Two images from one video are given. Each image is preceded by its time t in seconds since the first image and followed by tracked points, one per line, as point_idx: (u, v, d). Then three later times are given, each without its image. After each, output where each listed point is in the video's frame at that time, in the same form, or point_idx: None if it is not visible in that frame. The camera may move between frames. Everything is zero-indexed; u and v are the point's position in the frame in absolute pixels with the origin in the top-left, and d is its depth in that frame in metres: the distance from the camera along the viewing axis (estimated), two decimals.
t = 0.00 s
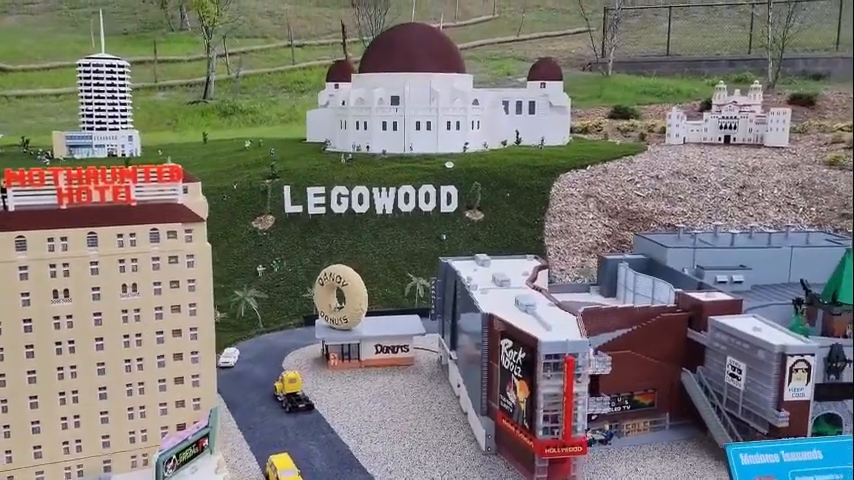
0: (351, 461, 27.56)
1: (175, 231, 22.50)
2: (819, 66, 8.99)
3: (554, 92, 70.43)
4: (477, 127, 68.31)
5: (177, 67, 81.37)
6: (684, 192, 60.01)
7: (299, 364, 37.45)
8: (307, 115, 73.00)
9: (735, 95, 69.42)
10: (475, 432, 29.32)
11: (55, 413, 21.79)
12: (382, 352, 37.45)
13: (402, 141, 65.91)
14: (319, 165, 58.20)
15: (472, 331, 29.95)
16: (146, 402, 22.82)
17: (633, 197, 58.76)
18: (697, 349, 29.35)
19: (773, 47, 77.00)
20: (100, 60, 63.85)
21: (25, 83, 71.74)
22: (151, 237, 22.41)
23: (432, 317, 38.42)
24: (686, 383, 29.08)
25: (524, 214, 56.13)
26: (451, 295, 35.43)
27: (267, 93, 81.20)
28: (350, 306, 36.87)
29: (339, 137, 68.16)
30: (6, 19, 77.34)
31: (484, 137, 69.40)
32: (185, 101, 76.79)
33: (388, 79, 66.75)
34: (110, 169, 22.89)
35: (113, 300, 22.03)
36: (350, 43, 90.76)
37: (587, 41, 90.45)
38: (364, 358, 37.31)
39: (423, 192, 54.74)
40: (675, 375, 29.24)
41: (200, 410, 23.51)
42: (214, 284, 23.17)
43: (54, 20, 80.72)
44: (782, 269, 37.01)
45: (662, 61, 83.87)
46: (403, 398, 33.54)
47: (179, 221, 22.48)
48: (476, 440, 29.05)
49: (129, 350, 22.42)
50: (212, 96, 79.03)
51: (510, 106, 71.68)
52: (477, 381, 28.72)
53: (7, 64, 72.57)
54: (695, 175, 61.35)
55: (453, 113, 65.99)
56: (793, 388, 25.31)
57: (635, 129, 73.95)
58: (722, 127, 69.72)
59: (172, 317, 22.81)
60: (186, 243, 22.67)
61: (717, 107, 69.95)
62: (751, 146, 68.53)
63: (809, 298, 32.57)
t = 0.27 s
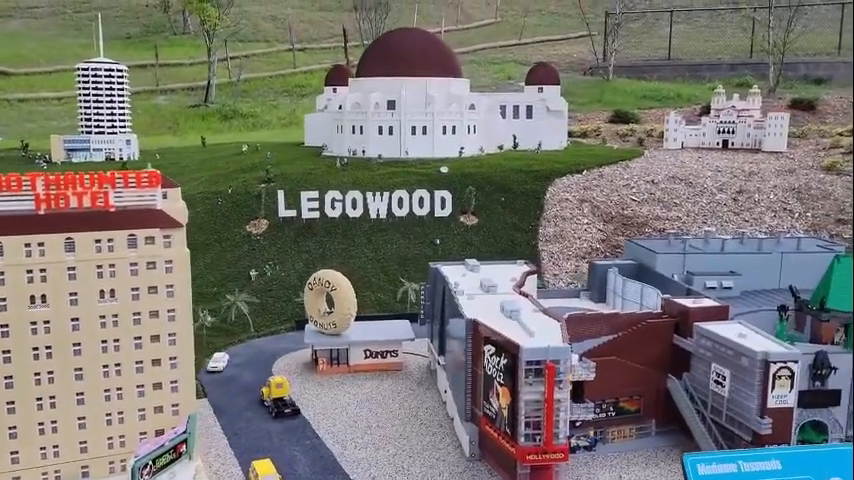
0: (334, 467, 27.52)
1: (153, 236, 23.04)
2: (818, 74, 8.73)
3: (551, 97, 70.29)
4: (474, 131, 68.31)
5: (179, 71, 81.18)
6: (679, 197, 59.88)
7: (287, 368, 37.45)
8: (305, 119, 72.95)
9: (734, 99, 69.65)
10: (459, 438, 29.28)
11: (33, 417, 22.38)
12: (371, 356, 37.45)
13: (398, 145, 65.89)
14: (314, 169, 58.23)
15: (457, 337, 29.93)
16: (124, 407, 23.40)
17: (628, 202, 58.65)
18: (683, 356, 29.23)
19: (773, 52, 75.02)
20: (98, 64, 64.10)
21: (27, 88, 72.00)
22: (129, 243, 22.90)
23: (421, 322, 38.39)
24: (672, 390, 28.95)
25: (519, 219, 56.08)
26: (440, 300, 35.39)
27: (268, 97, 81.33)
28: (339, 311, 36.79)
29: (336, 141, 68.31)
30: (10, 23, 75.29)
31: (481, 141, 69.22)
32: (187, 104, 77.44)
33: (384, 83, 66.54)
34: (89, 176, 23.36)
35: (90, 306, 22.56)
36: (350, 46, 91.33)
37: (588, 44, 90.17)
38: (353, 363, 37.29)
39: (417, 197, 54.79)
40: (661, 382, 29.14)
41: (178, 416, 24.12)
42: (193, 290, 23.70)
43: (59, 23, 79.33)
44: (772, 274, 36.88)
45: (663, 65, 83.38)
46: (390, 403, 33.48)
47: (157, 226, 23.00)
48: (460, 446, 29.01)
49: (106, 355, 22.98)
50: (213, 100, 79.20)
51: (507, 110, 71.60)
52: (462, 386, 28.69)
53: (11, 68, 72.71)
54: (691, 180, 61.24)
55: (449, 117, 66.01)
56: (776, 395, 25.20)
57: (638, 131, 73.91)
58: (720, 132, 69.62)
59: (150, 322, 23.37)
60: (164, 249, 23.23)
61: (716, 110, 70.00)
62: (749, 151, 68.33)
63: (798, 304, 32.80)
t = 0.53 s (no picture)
0: (314, 473, 27.54)
1: (128, 242, 23.67)
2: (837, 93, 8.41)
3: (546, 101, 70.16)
4: (468, 136, 68.38)
5: (179, 74, 79.52)
6: (672, 202, 59.78)
7: (274, 374, 37.48)
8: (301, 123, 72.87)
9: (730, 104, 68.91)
10: (441, 444, 29.29)
11: (8, 422, 22.90)
12: (357, 361, 37.45)
13: (391, 150, 65.96)
14: (307, 174, 58.18)
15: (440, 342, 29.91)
16: (99, 412, 23.92)
17: (621, 208, 58.50)
18: (665, 362, 29.21)
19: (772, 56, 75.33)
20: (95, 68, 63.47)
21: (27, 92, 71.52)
22: (104, 248, 23.51)
23: (408, 327, 38.42)
24: (654, 396, 28.93)
25: (511, 224, 56.05)
26: (425, 305, 35.39)
27: (268, 101, 81.54)
28: (325, 317, 36.84)
29: (329, 145, 68.43)
30: (10, 27, 68.40)
31: (475, 147, 69.23)
32: (186, 109, 77.14)
33: (378, 88, 66.73)
34: (64, 182, 24.00)
35: (65, 311, 23.18)
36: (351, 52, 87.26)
37: (588, 50, 87.20)
38: (339, 368, 37.30)
39: (409, 202, 54.79)
40: (642, 388, 29.09)
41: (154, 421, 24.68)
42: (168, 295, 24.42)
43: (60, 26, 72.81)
44: (759, 280, 36.90)
45: (662, 70, 82.82)
46: (375, 409, 33.46)
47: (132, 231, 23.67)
48: (441, 451, 29.04)
49: (82, 360, 23.58)
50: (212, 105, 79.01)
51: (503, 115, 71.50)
52: (443, 392, 28.68)
53: (11, 71, 68.83)
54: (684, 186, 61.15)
55: (443, 122, 66.17)
56: (755, 402, 25.09)
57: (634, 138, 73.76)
58: (716, 137, 69.54)
59: (125, 328, 24.01)
60: (140, 254, 23.89)
61: (711, 116, 69.91)
62: (744, 156, 68.09)
63: (783, 310, 32.78)
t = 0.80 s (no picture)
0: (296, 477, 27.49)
1: (106, 247, 24.08)
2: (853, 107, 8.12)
3: (540, 106, 70.12)
4: (461, 140, 68.48)
5: (178, 78, 78.32)
6: (665, 206, 59.76)
7: (261, 378, 37.47)
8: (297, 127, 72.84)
9: (725, 109, 68.56)
10: (423, 448, 29.27)
11: None
12: (344, 366, 37.46)
13: (384, 154, 66.01)
14: (300, 178, 58.14)
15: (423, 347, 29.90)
16: (77, 416, 24.25)
17: (613, 212, 58.58)
18: (648, 367, 29.17)
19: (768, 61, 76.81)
20: (91, 72, 62.38)
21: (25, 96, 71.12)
22: (81, 252, 23.87)
23: (395, 332, 38.47)
24: (637, 401, 28.90)
25: (503, 228, 56.08)
26: (411, 310, 35.40)
27: (266, 106, 80.69)
28: (313, 321, 36.88)
29: (323, 149, 68.57)
30: (11, 31, 69.42)
31: (468, 151, 69.38)
32: (184, 112, 76.94)
33: (372, 92, 66.92)
34: (42, 185, 24.18)
35: (42, 316, 23.52)
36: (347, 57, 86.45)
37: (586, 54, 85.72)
38: (326, 372, 37.35)
39: (401, 207, 55.12)
40: (625, 392, 29.08)
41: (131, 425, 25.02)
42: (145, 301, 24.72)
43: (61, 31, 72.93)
44: (745, 285, 36.89)
45: (659, 75, 81.68)
46: (360, 413, 33.45)
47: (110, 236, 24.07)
48: (424, 456, 29.01)
49: (59, 365, 23.92)
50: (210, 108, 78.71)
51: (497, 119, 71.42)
52: (425, 397, 28.64)
53: (10, 75, 68.80)
54: (677, 191, 61.21)
55: (436, 127, 66.28)
56: (735, 407, 25.12)
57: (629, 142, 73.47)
58: (711, 141, 69.14)
59: (102, 332, 24.40)
60: (117, 259, 24.27)
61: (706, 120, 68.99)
62: (738, 161, 67.98)
63: (767, 315, 32.88)
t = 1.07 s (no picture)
0: None
1: (84, 249, 24.53)
2: None
3: (531, 108, 70.17)
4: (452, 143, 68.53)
5: (172, 80, 79.91)
6: (655, 209, 59.82)
7: (247, 380, 37.44)
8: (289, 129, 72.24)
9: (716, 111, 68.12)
10: (407, 451, 29.28)
11: None
12: (330, 368, 37.47)
13: (375, 157, 66.07)
14: (291, 180, 58.18)
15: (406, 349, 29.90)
16: (55, 419, 24.65)
17: (603, 214, 58.64)
18: (631, 369, 29.24)
19: (762, 62, 76.99)
20: (82, 74, 62.44)
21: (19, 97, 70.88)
22: (59, 255, 24.36)
23: (382, 334, 38.46)
24: (620, 403, 28.93)
25: (493, 231, 56.12)
26: (397, 312, 35.40)
27: (260, 107, 80.94)
28: (299, 325, 36.78)
29: (315, 152, 68.60)
30: (5, 33, 71.20)
31: (459, 153, 69.21)
32: (177, 115, 76.86)
33: (363, 95, 66.97)
34: (20, 188, 24.85)
35: (20, 319, 24.01)
36: (342, 58, 88.05)
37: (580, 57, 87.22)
38: (312, 375, 37.33)
39: (390, 208, 54.97)
40: (608, 395, 29.11)
41: (110, 428, 25.40)
42: (123, 303, 25.22)
43: (56, 33, 74.52)
44: (731, 287, 36.92)
45: (653, 77, 82.18)
46: (345, 416, 33.44)
47: (88, 238, 24.50)
48: (407, 459, 29.01)
49: (37, 368, 24.37)
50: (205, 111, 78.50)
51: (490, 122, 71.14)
52: (409, 399, 28.65)
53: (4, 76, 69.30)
54: (667, 193, 61.32)
55: (427, 129, 66.34)
56: (716, 409, 25.19)
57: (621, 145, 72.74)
58: (702, 144, 68.94)
59: (80, 335, 24.80)
60: (95, 261, 24.70)
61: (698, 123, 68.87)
62: (730, 163, 67.92)
63: (751, 318, 32.84)
